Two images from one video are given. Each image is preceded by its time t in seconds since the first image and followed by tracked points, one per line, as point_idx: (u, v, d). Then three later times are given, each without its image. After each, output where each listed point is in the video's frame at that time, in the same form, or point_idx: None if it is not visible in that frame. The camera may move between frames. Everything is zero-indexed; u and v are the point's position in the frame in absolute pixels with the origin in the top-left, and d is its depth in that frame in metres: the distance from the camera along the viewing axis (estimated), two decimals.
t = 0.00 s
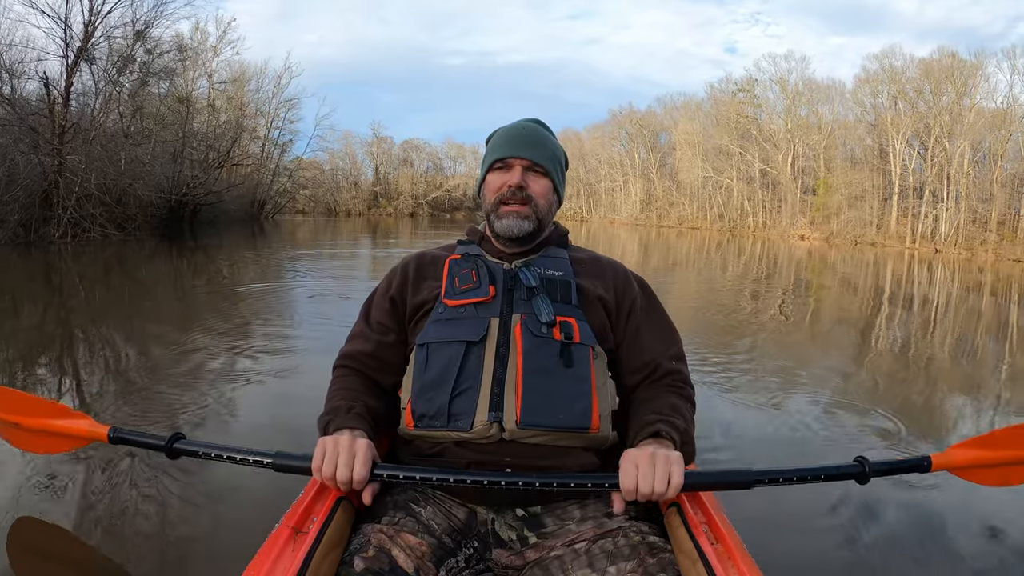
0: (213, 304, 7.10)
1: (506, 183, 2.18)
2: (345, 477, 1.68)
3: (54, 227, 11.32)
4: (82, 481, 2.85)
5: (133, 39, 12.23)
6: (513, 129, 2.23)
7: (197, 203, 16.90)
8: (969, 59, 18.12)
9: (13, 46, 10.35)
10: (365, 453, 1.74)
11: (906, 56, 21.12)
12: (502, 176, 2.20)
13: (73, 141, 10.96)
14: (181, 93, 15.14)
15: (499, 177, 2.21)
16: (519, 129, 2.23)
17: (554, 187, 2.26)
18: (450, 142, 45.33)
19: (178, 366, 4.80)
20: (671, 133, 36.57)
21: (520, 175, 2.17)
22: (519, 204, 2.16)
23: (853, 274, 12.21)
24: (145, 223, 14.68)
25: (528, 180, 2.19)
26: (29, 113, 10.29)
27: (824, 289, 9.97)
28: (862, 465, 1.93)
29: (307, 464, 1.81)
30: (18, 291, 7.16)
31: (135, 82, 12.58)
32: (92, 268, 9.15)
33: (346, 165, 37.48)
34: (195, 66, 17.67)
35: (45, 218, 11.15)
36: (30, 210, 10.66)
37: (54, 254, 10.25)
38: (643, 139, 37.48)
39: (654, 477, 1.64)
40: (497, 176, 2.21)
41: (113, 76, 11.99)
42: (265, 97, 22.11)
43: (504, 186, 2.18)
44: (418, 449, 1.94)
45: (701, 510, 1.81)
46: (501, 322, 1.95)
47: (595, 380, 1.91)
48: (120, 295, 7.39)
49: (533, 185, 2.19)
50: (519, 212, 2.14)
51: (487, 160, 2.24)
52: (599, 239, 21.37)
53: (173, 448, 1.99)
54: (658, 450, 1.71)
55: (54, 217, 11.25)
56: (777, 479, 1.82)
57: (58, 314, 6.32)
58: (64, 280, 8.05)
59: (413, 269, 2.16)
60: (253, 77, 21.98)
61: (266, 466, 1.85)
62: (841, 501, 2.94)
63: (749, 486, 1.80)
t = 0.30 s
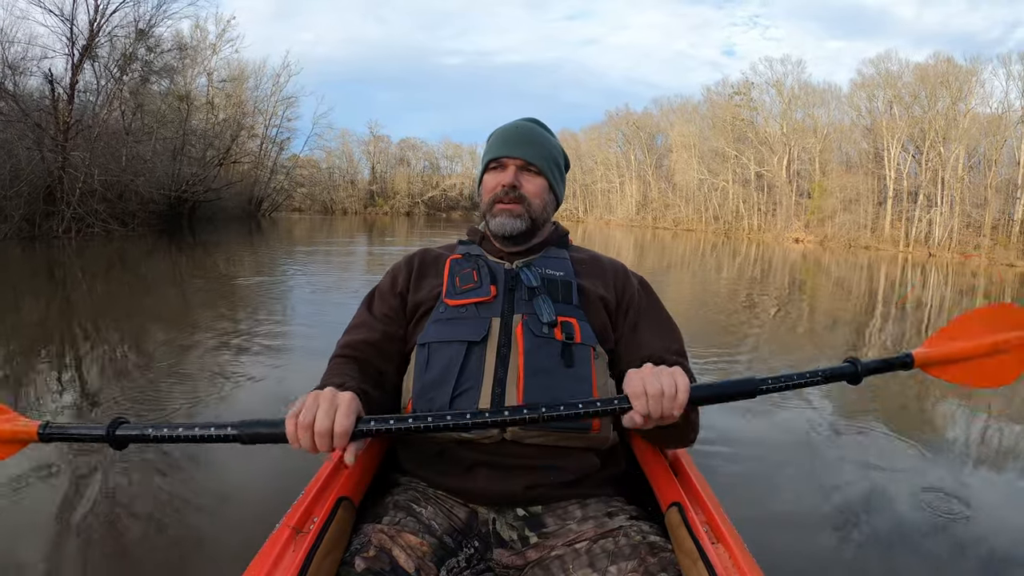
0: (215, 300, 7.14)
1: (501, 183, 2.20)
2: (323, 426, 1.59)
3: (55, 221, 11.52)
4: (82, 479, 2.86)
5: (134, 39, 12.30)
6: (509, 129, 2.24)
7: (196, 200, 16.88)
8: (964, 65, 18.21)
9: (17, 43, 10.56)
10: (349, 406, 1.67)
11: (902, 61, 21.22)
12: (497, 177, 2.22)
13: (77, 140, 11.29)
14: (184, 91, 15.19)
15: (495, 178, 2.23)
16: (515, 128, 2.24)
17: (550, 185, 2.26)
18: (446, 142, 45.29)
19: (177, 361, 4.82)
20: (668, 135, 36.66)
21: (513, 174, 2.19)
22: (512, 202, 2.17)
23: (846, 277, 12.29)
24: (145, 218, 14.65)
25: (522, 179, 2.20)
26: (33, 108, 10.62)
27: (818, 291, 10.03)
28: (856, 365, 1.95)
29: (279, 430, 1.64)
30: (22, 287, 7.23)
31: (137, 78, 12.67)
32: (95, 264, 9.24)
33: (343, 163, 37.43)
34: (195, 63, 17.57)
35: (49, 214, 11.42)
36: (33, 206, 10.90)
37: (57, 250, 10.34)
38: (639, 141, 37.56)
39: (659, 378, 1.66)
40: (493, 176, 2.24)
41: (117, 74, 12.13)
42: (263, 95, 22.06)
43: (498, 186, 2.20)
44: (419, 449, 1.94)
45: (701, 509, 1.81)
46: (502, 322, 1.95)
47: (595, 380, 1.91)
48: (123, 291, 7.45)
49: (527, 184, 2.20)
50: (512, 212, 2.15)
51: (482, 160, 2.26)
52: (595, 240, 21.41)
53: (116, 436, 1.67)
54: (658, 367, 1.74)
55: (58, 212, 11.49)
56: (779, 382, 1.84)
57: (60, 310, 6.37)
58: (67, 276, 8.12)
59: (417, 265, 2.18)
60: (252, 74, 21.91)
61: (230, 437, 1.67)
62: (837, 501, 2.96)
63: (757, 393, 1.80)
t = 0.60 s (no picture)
0: (215, 300, 7.16)
1: (499, 185, 2.19)
2: (303, 453, 1.53)
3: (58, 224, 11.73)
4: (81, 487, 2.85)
5: (135, 45, 12.61)
6: (507, 129, 2.22)
7: (196, 203, 16.87)
8: (958, 62, 18.24)
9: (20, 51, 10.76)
10: (328, 431, 1.61)
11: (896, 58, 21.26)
12: (495, 179, 2.22)
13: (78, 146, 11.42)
14: (184, 96, 15.25)
15: (493, 180, 2.23)
16: (511, 128, 2.21)
17: (549, 186, 2.26)
18: (443, 142, 45.29)
19: (177, 361, 4.84)
20: (663, 134, 36.69)
21: (510, 176, 2.18)
22: (511, 204, 2.17)
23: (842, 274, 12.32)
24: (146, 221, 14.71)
25: (520, 181, 2.19)
26: (38, 114, 11.03)
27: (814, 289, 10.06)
28: (811, 280, 1.79)
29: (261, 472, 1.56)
30: (26, 289, 7.29)
31: (137, 82, 12.83)
32: (98, 266, 9.31)
33: (340, 164, 37.39)
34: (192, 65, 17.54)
35: (52, 216, 11.66)
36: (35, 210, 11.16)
37: (61, 252, 10.50)
38: (635, 140, 37.59)
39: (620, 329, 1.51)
40: (491, 178, 2.23)
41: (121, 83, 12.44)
42: (259, 97, 22.02)
43: (496, 189, 2.19)
44: (419, 450, 1.93)
45: (701, 511, 1.80)
46: (502, 322, 1.94)
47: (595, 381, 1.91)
48: (125, 292, 7.50)
49: (526, 185, 2.20)
50: (512, 213, 2.15)
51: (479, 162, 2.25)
52: (591, 238, 21.44)
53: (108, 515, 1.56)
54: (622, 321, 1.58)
55: (60, 216, 11.72)
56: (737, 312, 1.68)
57: (63, 311, 6.44)
58: (70, 278, 8.20)
59: (415, 266, 2.17)
60: (248, 76, 21.87)
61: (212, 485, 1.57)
62: (837, 499, 2.96)
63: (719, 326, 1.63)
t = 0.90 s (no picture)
0: (218, 297, 7.20)
1: (523, 185, 2.17)
2: (325, 476, 1.67)
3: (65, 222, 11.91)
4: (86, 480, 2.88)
5: (141, 46, 12.64)
6: (524, 129, 2.21)
7: (198, 202, 16.90)
8: (957, 63, 18.21)
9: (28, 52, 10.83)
10: (342, 450, 1.72)
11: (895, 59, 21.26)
12: (516, 179, 2.19)
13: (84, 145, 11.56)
14: (187, 96, 15.19)
15: (513, 179, 2.19)
16: (522, 128, 2.21)
17: (562, 187, 2.30)
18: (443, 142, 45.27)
19: (182, 357, 4.86)
20: (663, 133, 36.68)
21: (537, 177, 2.17)
22: (535, 205, 2.16)
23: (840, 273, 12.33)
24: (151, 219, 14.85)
25: (543, 182, 2.20)
26: (46, 115, 11.12)
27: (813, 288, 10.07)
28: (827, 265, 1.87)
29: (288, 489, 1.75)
30: (32, 286, 7.36)
31: (141, 83, 12.76)
32: (104, 264, 9.37)
33: (340, 164, 37.40)
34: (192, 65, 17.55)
35: (59, 215, 11.84)
36: (41, 209, 11.35)
37: (67, 249, 10.60)
38: (634, 140, 37.58)
39: (617, 339, 1.50)
40: (509, 177, 2.20)
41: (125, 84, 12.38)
42: (260, 96, 22.01)
43: (520, 189, 2.17)
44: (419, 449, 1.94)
45: (701, 510, 1.81)
46: (503, 322, 1.94)
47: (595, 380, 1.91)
48: (130, 289, 7.56)
49: (547, 187, 2.21)
50: (537, 215, 2.15)
51: (498, 160, 2.20)
52: (591, 238, 21.44)
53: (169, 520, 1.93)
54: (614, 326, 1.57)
55: (68, 214, 11.94)
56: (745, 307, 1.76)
57: (70, 308, 6.48)
58: (76, 275, 8.24)
59: (414, 267, 2.16)
60: (250, 76, 21.85)
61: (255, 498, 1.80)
62: (837, 499, 2.96)
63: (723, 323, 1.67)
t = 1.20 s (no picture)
0: (224, 294, 7.24)
1: (530, 186, 2.17)
2: (351, 476, 1.70)
3: (76, 218, 12.08)
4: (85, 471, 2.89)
5: (149, 46, 12.85)
6: (533, 131, 2.21)
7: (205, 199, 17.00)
8: (960, 67, 18.14)
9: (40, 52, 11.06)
10: (371, 452, 1.75)
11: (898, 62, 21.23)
12: (522, 179, 2.19)
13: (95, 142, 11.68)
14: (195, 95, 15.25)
15: (520, 179, 2.19)
16: (527, 129, 2.21)
17: (565, 187, 2.31)
18: (446, 142, 45.29)
19: (188, 352, 4.88)
20: (666, 135, 36.65)
21: (544, 178, 2.18)
22: (543, 206, 2.17)
23: (842, 277, 12.32)
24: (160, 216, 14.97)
25: (551, 182, 2.21)
26: (57, 112, 11.28)
27: (815, 291, 10.06)
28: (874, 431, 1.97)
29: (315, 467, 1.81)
30: (42, 279, 7.45)
31: (149, 81, 12.89)
32: (112, 260, 9.43)
33: (344, 163, 37.47)
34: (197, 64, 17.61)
35: (69, 211, 11.98)
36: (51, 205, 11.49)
37: (78, 245, 10.73)
38: (638, 141, 37.57)
39: (659, 444, 1.65)
40: (517, 178, 2.19)
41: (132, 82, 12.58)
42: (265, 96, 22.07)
43: (528, 189, 2.17)
44: (419, 449, 1.94)
45: (701, 509, 1.82)
46: (502, 323, 1.95)
47: (596, 381, 1.91)
48: (138, 283, 7.63)
49: (554, 188, 2.22)
50: (545, 214, 2.16)
51: (505, 160, 2.20)
52: (594, 239, 21.47)
53: (198, 463, 2.00)
54: (659, 420, 1.74)
55: (77, 210, 12.05)
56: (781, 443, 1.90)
57: (79, 301, 6.52)
58: (86, 270, 8.32)
59: (414, 268, 2.17)
60: (255, 75, 21.87)
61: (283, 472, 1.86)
62: (837, 502, 2.95)
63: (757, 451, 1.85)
